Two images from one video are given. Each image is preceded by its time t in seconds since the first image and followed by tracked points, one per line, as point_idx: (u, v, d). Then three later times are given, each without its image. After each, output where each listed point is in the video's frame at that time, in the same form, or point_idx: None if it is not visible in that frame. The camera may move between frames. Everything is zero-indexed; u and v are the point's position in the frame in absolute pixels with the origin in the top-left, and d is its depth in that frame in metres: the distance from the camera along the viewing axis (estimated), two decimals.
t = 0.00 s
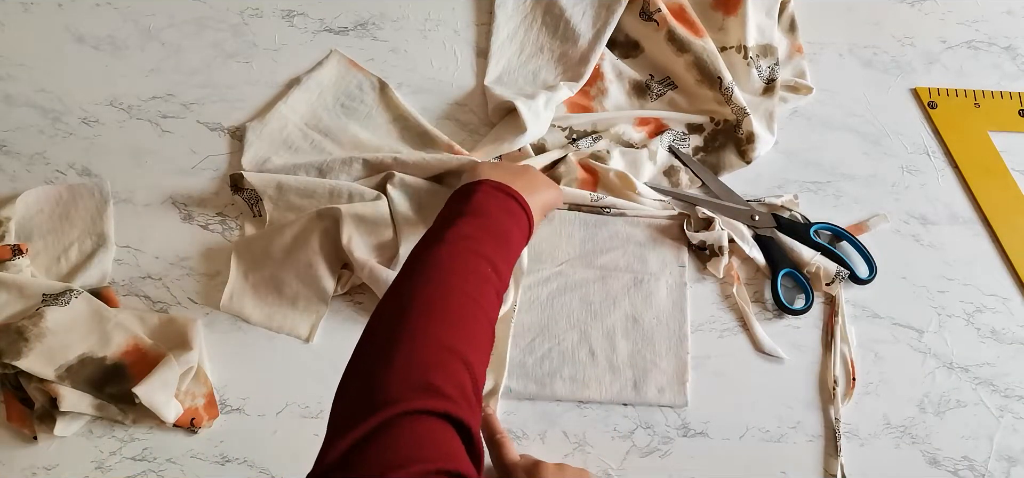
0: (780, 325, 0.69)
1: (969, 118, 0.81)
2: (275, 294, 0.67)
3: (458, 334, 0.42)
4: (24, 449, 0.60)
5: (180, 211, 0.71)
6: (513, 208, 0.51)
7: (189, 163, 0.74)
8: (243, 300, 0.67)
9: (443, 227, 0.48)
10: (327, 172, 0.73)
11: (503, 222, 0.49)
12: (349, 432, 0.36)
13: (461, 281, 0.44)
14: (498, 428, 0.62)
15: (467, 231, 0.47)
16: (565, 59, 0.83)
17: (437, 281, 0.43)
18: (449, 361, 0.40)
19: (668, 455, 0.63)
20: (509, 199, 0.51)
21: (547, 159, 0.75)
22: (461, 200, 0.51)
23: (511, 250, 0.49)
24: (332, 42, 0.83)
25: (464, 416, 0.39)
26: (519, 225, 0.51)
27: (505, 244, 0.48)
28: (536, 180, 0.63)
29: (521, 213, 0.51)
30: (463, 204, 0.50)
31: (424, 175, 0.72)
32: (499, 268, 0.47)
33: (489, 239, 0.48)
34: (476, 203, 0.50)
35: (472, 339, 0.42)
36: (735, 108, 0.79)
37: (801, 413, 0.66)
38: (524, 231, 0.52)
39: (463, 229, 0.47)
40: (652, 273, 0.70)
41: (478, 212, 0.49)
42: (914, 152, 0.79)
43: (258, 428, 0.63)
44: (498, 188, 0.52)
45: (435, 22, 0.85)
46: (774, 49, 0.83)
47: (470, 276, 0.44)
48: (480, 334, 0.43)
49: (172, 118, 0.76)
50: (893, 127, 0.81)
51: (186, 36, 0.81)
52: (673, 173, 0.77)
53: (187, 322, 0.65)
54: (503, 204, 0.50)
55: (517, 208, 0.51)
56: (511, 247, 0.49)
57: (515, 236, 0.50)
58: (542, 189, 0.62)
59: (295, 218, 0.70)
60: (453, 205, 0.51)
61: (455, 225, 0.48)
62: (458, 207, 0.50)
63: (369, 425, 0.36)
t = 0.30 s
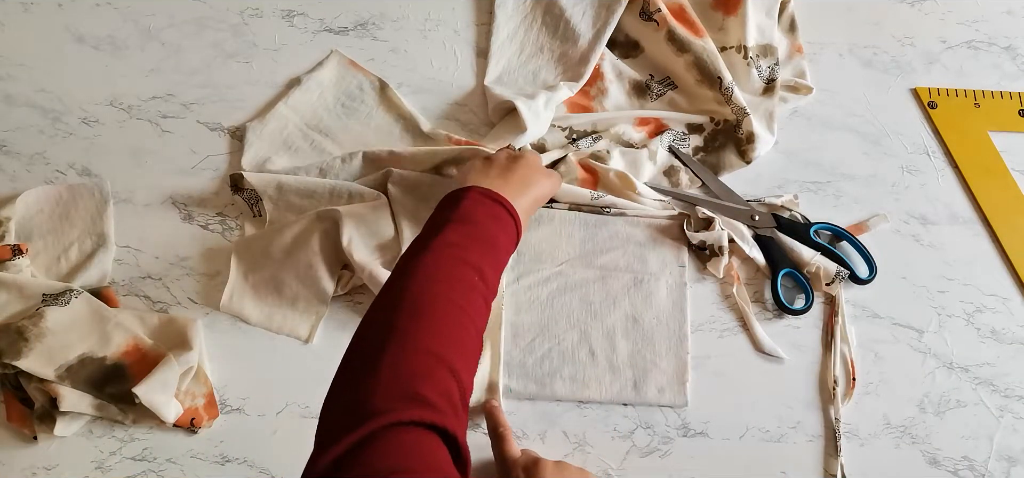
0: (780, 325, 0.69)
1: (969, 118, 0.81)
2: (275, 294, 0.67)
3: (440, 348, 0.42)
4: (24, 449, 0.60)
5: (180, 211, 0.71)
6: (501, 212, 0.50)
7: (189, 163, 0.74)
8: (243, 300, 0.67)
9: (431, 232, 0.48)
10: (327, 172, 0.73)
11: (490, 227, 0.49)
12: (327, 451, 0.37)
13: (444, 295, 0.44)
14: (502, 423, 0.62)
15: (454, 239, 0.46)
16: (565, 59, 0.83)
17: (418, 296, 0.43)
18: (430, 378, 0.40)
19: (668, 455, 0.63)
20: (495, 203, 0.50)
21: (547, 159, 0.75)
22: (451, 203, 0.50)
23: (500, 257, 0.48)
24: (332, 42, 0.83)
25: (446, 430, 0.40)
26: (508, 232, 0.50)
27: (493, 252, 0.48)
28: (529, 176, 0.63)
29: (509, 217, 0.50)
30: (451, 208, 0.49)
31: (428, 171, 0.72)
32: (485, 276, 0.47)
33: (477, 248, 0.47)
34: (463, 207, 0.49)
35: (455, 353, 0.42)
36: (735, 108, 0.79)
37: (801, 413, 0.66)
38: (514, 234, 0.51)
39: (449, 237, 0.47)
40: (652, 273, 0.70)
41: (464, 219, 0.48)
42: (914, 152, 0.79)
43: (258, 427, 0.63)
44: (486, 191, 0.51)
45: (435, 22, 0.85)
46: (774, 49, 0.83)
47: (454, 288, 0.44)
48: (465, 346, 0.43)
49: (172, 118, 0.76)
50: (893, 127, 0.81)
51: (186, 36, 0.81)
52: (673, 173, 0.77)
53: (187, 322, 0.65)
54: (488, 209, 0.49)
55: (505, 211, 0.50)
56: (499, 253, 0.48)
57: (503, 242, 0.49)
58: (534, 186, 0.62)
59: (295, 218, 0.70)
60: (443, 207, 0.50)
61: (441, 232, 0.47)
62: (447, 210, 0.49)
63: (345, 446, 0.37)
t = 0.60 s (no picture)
0: (780, 325, 0.69)
1: (969, 118, 0.81)
2: (275, 296, 0.67)
3: (440, 377, 0.41)
4: (24, 449, 0.60)
5: (180, 211, 0.71)
6: (503, 243, 0.49)
7: (189, 163, 0.74)
8: (243, 301, 0.67)
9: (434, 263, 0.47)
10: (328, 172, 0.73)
11: (493, 257, 0.48)
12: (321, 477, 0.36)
13: (443, 325, 0.43)
14: (506, 421, 0.62)
15: (456, 268, 0.46)
16: (565, 59, 0.83)
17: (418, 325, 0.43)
18: (429, 404, 0.40)
19: (668, 455, 0.63)
20: (498, 234, 0.49)
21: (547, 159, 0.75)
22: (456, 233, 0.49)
23: (504, 286, 0.47)
24: (332, 42, 0.83)
25: (447, 459, 0.39)
26: (512, 262, 0.49)
27: (496, 280, 0.47)
28: (533, 197, 0.58)
29: (513, 247, 0.49)
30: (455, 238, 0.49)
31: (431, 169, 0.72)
32: (488, 306, 0.46)
33: (479, 276, 0.46)
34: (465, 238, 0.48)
35: (456, 383, 0.42)
36: (735, 108, 0.79)
37: (801, 413, 0.66)
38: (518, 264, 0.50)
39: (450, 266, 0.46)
40: (652, 273, 0.70)
41: (466, 248, 0.47)
42: (914, 152, 0.79)
43: (258, 428, 0.63)
44: (489, 221, 0.50)
45: (435, 22, 0.85)
46: (774, 49, 0.83)
47: (454, 317, 0.44)
48: (467, 377, 0.43)
49: (172, 118, 0.76)
50: (893, 127, 0.81)
51: (186, 36, 0.81)
52: (673, 173, 0.77)
53: (187, 322, 0.65)
54: (490, 239, 0.49)
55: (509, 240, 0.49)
56: (503, 282, 0.47)
57: (507, 271, 0.48)
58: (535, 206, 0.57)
59: (295, 218, 0.70)
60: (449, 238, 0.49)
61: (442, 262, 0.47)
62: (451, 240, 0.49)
63: (338, 472, 0.36)
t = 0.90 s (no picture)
0: (780, 325, 0.69)
1: (969, 118, 0.81)
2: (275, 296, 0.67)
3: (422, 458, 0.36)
4: (24, 449, 0.60)
5: (180, 211, 0.71)
6: (491, 340, 0.42)
7: (189, 163, 0.74)
8: (243, 301, 0.67)
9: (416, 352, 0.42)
10: (328, 172, 0.73)
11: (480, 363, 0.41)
12: None
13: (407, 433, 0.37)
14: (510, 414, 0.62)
15: (432, 371, 0.39)
16: (565, 59, 0.83)
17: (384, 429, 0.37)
18: None
19: (668, 455, 0.63)
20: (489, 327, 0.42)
21: (547, 160, 0.75)
22: (452, 312, 0.43)
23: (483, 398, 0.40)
24: (332, 42, 0.83)
25: None
26: (498, 365, 0.42)
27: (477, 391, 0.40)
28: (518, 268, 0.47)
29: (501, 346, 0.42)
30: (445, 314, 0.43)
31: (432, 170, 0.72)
32: (465, 422, 0.39)
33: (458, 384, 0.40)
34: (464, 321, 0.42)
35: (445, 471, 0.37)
36: (736, 108, 0.79)
37: (801, 413, 0.66)
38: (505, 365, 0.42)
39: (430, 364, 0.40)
40: (652, 273, 0.70)
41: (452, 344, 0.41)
42: (914, 152, 0.79)
43: (258, 428, 0.63)
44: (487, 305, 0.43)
45: (435, 22, 0.85)
46: (774, 49, 0.83)
47: (446, 395, 0.39)
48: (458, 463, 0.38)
49: (172, 118, 0.76)
50: (893, 127, 0.81)
51: (186, 36, 0.81)
52: (673, 173, 0.77)
53: (187, 323, 0.65)
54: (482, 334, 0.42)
55: (502, 332, 0.43)
56: (501, 357, 0.42)
57: (491, 376, 0.41)
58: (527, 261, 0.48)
59: (295, 217, 0.70)
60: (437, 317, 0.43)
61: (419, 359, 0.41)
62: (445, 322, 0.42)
63: None
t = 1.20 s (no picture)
0: (780, 325, 0.69)
1: (969, 118, 0.81)
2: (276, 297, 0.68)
3: None
4: (24, 449, 0.60)
5: (180, 211, 0.71)
6: None
7: (189, 163, 0.74)
8: (243, 301, 0.67)
9: None
10: (327, 172, 0.73)
11: None
12: None
13: None
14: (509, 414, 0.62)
15: None
16: (565, 59, 0.83)
17: None
18: None
19: (668, 454, 0.63)
20: (442, 471, 0.54)
21: (547, 159, 0.75)
22: (412, 460, 0.54)
23: None
24: (332, 42, 0.83)
25: None
26: None
27: None
28: (458, 412, 0.58)
29: None
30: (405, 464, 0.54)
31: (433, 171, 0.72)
32: None
33: None
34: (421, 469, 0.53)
35: None
36: (735, 108, 0.79)
37: (801, 413, 0.66)
38: None
39: None
40: (652, 273, 0.70)
41: None
42: (914, 152, 0.79)
43: (258, 428, 0.62)
44: (440, 453, 0.55)
45: (435, 22, 0.85)
46: (774, 49, 0.83)
47: None
48: None
49: (172, 118, 0.76)
50: (893, 127, 0.81)
51: (186, 36, 0.81)
52: (673, 173, 0.77)
53: (186, 325, 0.65)
54: None
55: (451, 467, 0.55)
56: None
57: None
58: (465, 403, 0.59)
59: (294, 218, 0.70)
60: (397, 465, 0.55)
61: None
62: (406, 468, 0.54)
63: None
